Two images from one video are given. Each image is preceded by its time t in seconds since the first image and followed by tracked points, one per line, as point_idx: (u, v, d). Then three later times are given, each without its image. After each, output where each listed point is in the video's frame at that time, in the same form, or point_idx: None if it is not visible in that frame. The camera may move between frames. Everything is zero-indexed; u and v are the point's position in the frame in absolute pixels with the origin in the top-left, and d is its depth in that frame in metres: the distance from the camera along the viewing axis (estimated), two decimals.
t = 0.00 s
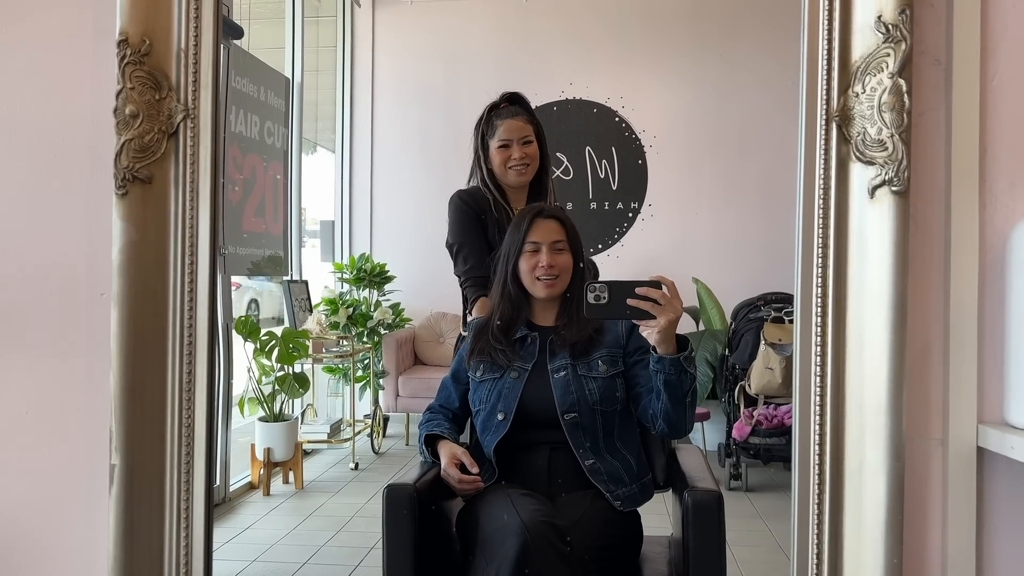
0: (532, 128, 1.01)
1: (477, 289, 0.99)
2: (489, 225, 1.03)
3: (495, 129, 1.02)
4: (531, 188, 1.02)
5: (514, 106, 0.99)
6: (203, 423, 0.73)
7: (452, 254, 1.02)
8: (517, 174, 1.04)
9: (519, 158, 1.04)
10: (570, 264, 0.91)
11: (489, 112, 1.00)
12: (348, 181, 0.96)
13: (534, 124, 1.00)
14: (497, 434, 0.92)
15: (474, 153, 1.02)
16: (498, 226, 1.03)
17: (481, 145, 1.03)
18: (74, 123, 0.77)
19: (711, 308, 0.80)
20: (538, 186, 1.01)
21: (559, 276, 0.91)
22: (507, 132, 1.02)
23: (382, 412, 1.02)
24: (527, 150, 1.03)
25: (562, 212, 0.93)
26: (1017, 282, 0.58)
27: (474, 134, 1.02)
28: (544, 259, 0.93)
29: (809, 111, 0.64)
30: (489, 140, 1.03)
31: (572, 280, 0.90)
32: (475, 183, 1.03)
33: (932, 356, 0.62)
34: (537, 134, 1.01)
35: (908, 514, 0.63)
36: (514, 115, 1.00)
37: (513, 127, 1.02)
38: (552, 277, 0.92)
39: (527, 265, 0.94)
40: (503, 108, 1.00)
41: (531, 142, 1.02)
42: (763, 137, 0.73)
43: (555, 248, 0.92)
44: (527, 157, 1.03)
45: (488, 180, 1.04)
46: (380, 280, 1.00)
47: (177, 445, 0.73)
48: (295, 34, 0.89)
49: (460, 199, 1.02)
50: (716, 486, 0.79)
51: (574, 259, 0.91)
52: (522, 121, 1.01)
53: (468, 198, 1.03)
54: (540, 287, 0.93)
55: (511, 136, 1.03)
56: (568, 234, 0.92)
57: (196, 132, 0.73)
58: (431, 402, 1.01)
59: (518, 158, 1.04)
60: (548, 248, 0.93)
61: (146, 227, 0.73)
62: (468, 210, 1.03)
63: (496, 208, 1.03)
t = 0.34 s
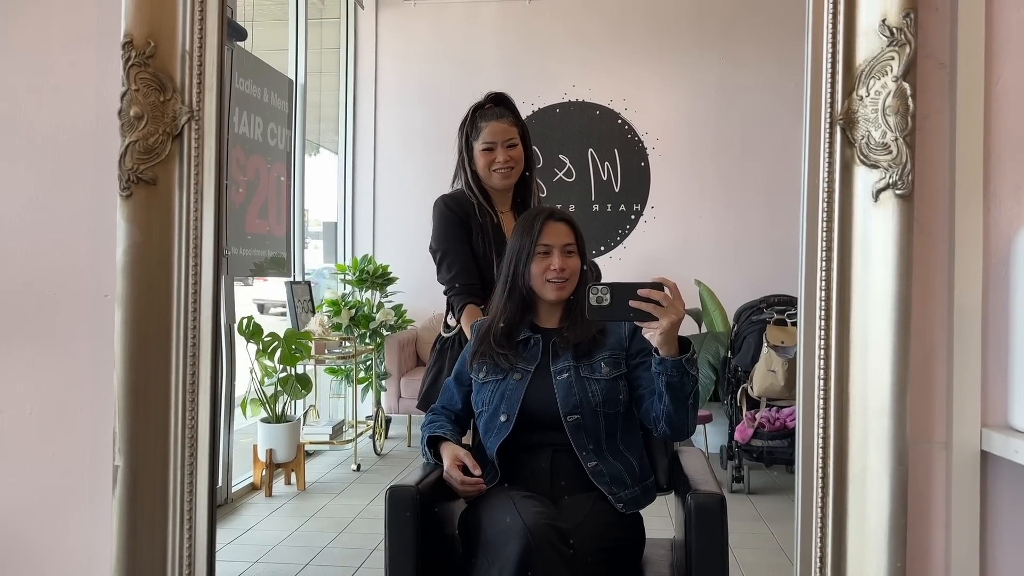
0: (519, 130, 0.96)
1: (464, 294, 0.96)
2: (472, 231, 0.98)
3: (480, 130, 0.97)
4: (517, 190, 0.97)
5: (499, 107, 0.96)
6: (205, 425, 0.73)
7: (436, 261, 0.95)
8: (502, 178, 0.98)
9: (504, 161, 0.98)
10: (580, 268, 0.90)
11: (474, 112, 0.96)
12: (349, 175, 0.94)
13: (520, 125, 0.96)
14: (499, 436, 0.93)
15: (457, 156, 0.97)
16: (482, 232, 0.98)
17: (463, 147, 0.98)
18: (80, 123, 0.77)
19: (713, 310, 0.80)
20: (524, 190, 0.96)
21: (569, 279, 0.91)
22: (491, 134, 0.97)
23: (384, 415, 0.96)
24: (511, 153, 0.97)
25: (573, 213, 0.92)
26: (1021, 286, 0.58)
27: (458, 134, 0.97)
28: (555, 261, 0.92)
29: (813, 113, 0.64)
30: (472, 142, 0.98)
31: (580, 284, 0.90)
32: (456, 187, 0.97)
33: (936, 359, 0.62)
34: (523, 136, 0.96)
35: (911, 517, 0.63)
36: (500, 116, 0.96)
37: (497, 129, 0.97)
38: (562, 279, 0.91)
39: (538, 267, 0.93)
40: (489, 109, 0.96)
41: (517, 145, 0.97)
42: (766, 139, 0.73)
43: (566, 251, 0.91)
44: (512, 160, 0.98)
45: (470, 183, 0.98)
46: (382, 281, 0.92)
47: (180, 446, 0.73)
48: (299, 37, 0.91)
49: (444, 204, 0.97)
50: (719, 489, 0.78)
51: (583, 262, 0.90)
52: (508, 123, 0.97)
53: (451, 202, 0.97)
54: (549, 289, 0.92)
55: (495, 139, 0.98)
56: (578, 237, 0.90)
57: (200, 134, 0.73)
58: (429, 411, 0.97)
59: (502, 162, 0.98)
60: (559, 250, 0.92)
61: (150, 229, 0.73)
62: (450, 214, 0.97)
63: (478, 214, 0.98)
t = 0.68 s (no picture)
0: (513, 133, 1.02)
1: (460, 295, 1.01)
2: (469, 233, 1.04)
3: (475, 134, 1.01)
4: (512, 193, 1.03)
5: (495, 109, 0.99)
6: (205, 426, 0.74)
7: (433, 262, 1.00)
8: (497, 180, 1.04)
9: (500, 164, 1.03)
10: (581, 272, 0.91)
11: (468, 114, 0.99)
12: (350, 172, 0.96)
13: (514, 129, 1.01)
14: (498, 438, 0.92)
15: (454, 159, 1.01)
16: (477, 234, 1.05)
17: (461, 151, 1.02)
18: (80, 124, 0.78)
19: (713, 313, 0.80)
20: (519, 192, 1.02)
21: (572, 283, 0.91)
22: (487, 137, 1.02)
23: (384, 415, 0.99)
24: (506, 156, 1.03)
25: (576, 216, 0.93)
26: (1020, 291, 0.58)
27: (455, 137, 1.00)
28: (560, 265, 0.93)
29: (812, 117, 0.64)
30: (469, 145, 1.02)
31: (581, 287, 0.90)
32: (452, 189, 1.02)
33: (934, 363, 0.62)
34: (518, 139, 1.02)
35: (908, 521, 0.63)
36: (494, 120, 1.00)
37: (493, 133, 1.02)
38: (565, 282, 0.92)
39: (541, 271, 0.94)
40: (485, 111, 0.99)
41: (512, 149, 1.03)
42: (765, 143, 0.73)
43: (570, 254, 0.92)
44: (508, 164, 1.04)
45: (465, 186, 1.03)
46: (382, 282, 0.98)
47: (179, 447, 0.73)
48: (300, 37, 0.90)
49: (442, 205, 1.01)
50: (717, 491, 0.79)
51: (586, 266, 0.90)
52: (504, 126, 1.01)
53: (447, 205, 1.02)
54: (552, 291, 0.93)
55: (492, 142, 1.03)
56: (581, 240, 0.92)
57: (201, 136, 0.73)
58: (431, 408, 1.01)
59: (498, 164, 1.04)
60: (564, 254, 0.93)
61: (151, 231, 0.74)
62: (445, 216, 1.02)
63: (472, 215, 1.04)
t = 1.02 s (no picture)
0: (515, 133, 1.02)
1: (461, 295, 1.02)
2: (470, 232, 1.06)
3: (478, 133, 1.03)
4: (516, 192, 1.04)
5: (496, 108, 1.00)
6: (204, 425, 0.73)
7: (433, 262, 1.03)
8: (500, 180, 1.05)
9: (505, 163, 1.04)
10: (582, 274, 0.91)
11: (472, 113, 1.00)
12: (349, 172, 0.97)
13: (517, 128, 1.02)
14: (497, 438, 0.92)
15: (455, 158, 1.02)
16: (478, 232, 1.06)
17: (462, 151, 1.03)
18: (79, 123, 0.77)
19: (711, 314, 0.80)
20: (523, 191, 1.03)
21: (573, 285, 0.91)
22: (490, 137, 1.04)
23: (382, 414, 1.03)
24: (510, 155, 1.04)
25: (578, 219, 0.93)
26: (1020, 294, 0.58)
27: (456, 137, 1.02)
28: (561, 266, 0.92)
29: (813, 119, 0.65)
30: (471, 145, 1.04)
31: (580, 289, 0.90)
32: (455, 188, 1.03)
33: (933, 366, 0.62)
34: (521, 139, 1.03)
35: (907, 524, 0.63)
36: (497, 119, 1.01)
37: (496, 133, 1.03)
38: (566, 284, 0.91)
39: (543, 272, 0.93)
40: (486, 111, 1.00)
41: (516, 148, 1.04)
42: (765, 146, 0.73)
43: (572, 255, 0.92)
44: (512, 162, 1.04)
45: (468, 185, 1.05)
46: (381, 282, 1.05)
47: (178, 446, 0.73)
48: (300, 35, 0.89)
49: (443, 205, 1.03)
50: (715, 494, 0.79)
51: (587, 268, 0.90)
52: (506, 125, 1.02)
53: (449, 205, 1.04)
54: (553, 292, 0.92)
55: (495, 142, 1.04)
56: (582, 242, 0.91)
57: (201, 134, 0.73)
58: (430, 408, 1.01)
59: (502, 164, 1.05)
60: (565, 255, 0.92)
61: (150, 230, 0.73)
62: (447, 215, 1.04)
63: (473, 213, 1.06)
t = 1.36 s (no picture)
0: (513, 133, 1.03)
1: (459, 293, 1.02)
2: (469, 231, 1.07)
3: (476, 134, 1.04)
4: (515, 192, 1.05)
5: (495, 108, 1.00)
6: (198, 422, 0.73)
7: (432, 259, 1.04)
8: (499, 181, 1.07)
9: (503, 164, 1.06)
10: (579, 275, 0.91)
11: (469, 114, 1.01)
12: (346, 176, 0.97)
13: (516, 127, 1.02)
14: (492, 437, 0.92)
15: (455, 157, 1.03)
16: (477, 231, 1.08)
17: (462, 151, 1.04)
18: (75, 117, 0.77)
19: (707, 315, 0.81)
20: (521, 192, 1.04)
21: (573, 285, 0.91)
22: (489, 138, 1.05)
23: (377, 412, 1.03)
24: (508, 157, 1.05)
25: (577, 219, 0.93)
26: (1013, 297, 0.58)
27: (456, 137, 1.02)
28: (561, 266, 0.92)
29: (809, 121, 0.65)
30: (470, 146, 1.05)
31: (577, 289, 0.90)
32: (454, 187, 1.05)
33: (926, 367, 0.63)
34: (519, 139, 1.03)
35: (899, 524, 0.63)
36: (496, 120, 1.02)
37: (495, 133, 1.04)
38: (566, 284, 0.91)
39: (544, 272, 0.93)
40: (485, 111, 1.01)
41: (514, 148, 1.05)
42: (761, 147, 0.74)
43: (572, 255, 0.92)
44: (509, 164, 1.06)
45: (467, 185, 1.06)
46: (377, 280, 1.01)
47: (172, 442, 0.73)
48: (297, 33, 0.89)
49: (443, 204, 1.04)
50: (709, 494, 0.79)
51: (588, 268, 0.90)
52: (505, 126, 1.03)
53: (449, 203, 1.05)
54: (552, 292, 0.92)
55: (494, 143, 1.05)
56: (582, 243, 0.92)
57: (198, 131, 0.73)
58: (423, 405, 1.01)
59: (501, 164, 1.06)
60: (566, 255, 0.92)
61: (146, 225, 0.73)
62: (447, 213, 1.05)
63: (472, 213, 1.08)
